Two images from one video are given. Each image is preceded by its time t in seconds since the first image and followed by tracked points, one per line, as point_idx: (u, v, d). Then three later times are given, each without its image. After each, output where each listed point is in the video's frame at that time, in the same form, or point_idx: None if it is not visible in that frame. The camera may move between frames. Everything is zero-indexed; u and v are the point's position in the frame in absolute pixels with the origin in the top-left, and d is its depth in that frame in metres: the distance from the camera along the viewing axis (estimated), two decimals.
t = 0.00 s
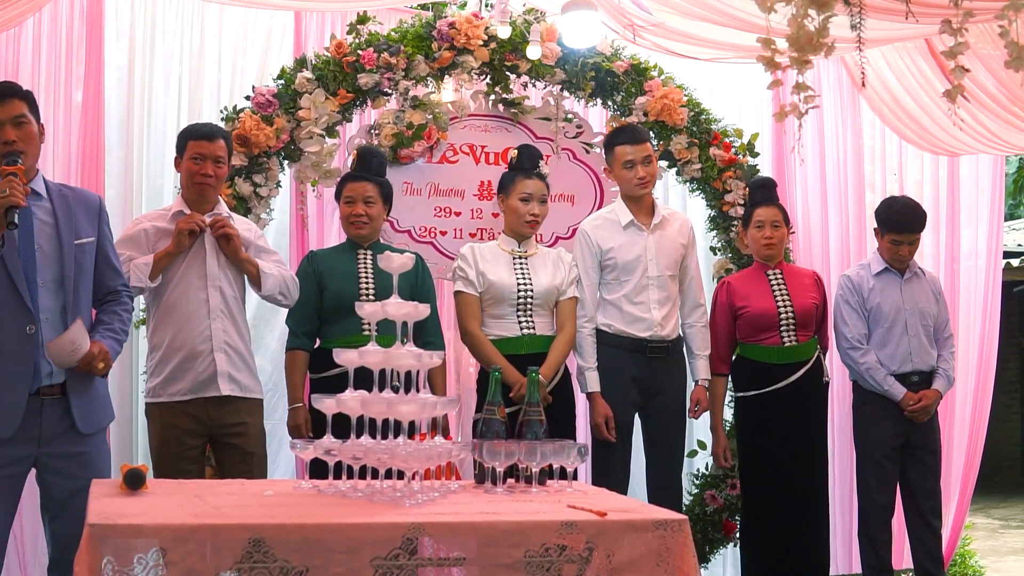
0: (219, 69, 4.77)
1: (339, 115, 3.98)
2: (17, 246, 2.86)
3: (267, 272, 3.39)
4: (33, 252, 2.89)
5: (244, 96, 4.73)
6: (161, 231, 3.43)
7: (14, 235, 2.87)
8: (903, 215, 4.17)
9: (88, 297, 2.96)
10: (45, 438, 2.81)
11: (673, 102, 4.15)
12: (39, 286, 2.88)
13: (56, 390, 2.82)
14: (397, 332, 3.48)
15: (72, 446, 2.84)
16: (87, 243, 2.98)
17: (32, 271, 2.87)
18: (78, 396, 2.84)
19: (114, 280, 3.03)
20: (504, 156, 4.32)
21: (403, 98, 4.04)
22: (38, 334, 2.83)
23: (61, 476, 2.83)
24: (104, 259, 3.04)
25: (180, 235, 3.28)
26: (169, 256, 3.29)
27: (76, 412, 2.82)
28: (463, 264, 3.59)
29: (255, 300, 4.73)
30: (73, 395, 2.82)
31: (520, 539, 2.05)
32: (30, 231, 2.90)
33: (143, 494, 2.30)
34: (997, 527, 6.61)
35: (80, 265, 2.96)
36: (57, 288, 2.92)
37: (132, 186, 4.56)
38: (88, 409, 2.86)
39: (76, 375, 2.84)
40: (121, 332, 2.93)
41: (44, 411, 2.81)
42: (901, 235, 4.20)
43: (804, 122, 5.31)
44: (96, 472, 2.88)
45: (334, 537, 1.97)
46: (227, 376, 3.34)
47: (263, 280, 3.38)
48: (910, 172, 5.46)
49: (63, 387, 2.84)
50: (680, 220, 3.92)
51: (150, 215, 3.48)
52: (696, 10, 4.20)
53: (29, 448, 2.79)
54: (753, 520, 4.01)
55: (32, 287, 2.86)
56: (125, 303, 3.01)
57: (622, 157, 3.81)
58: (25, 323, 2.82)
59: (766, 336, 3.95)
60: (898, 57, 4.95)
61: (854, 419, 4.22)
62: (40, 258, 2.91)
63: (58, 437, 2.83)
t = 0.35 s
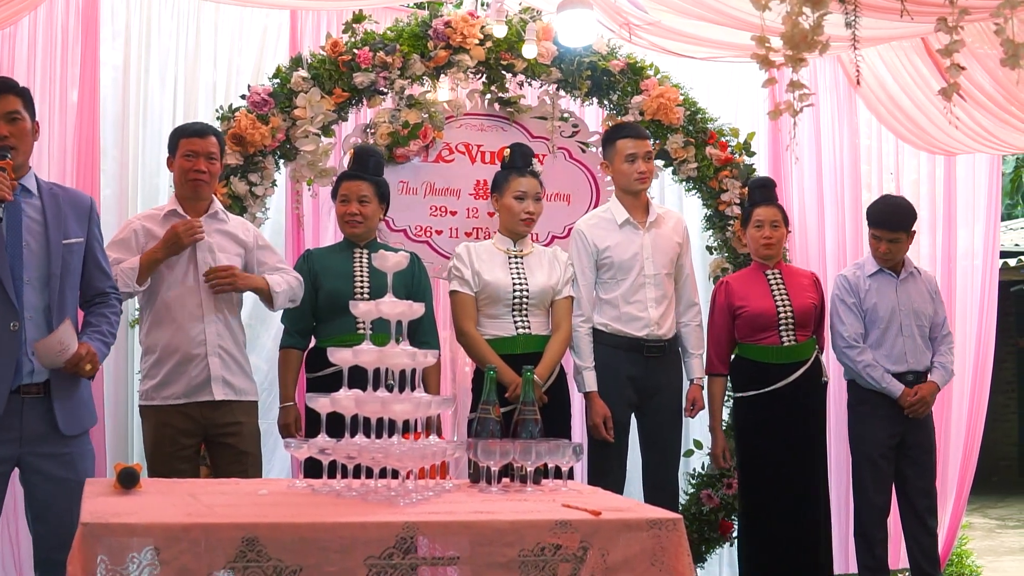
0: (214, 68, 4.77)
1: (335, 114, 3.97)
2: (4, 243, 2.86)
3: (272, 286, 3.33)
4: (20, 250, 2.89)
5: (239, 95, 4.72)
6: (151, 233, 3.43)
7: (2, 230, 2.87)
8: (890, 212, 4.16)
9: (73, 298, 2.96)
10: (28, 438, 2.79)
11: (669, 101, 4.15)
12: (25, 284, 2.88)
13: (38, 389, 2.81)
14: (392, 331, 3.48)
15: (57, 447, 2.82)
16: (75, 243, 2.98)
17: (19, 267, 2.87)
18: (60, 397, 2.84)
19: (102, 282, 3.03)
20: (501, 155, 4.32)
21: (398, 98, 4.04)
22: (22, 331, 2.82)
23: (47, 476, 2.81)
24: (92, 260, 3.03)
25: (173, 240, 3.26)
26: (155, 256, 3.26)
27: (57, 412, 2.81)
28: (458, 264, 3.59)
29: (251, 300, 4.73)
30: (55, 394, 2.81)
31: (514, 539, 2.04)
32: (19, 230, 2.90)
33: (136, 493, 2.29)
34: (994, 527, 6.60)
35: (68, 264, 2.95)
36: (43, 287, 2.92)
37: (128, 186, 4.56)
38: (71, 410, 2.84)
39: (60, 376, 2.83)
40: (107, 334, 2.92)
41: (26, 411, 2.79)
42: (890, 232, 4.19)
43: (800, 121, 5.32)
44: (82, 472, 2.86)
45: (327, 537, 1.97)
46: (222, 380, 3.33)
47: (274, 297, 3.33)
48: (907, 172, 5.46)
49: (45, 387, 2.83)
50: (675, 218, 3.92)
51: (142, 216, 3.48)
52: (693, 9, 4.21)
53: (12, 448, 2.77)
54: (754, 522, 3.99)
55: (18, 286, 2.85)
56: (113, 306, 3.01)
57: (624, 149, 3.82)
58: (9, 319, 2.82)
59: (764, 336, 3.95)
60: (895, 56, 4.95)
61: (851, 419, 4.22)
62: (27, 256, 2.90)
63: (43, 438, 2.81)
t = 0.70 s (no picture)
0: (212, 68, 4.77)
1: (332, 115, 3.97)
2: None
3: (266, 310, 3.36)
4: (10, 251, 2.89)
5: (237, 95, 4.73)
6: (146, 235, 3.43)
7: None
8: (882, 213, 4.16)
9: (62, 299, 2.96)
10: (13, 440, 2.78)
11: (667, 101, 4.15)
12: (14, 284, 2.88)
13: (25, 390, 2.81)
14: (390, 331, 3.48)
15: (44, 448, 2.82)
16: (65, 244, 2.98)
17: (8, 268, 2.87)
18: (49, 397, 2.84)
19: (91, 284, 3.03)
20: (498, 156, 4.32)
21: (396, 98, 4.04)
22: (12, 331, 2.82)
23: (44, 476, 2.82)
24: (81, 261, 3.03)
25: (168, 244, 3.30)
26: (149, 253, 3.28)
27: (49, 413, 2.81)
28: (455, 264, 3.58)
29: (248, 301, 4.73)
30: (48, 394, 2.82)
31: (511, 539, 2.05)
32: (8, 230, 2.90)
33: (134, 494, 2.30)
34: (991, 527, 6.62)
35: (56, 265, 2.96)
36: (32, 287, 2.92)
37: (126, 186, 4.56)
38: (59, 412, 2.84)
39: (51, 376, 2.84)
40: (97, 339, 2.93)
41: (11, 413, 2.79)
42: (880, 232, 4.20)
43: (797, 121, 5.32)
44: (69, 474, 2.85)
45: (324, 537, 1.97)
46: (217, 381, 3.33)
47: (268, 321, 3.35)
48: (905, 172, 5.46)
49: (33, 387, 2.82)
50: (672, 219, 3.93)
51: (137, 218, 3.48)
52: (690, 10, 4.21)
53: None
54: (752, 523, 3.98)
55: (7, 285, 2.86)
56: (100, 309, 3.01)
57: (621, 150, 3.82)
58: None
59: (761, 336, 3.95)
60: (891, 57, 4.95)
61: (848, 419, 4.22)
62: (16, 255, 2.91)
63: (33, 439, 2.81)
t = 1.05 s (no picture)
0: (212, 67, 4.77)
1: (332, 114, 3.97)
2: None
3: (267, 317, 3.36)
4: (3, 249, 2.87)
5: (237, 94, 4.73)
6: (152, 231, 3.41)
7: None
8: (889, 215, 4.15)
9: (51, 300, 2.96)
10: (3, 440, 2.78)
11: (667, 100, 4.15)
12: (6, 283, 2.87)
13: (13, 389, 2.81)
14: (392, 330, 3.48)
15: (38, 448, 2.81)
16: (57, 245, 2.98)
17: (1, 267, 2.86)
18: (37, 396, 2.84)
19: (80, 288, 3.04)
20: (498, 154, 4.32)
21: (396, 97, 4.04)
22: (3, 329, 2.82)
23: (42, 475, 2.81)
24: (71, 263, 3.03)
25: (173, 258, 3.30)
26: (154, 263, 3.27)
27: (38, 412, 2.81)
28: (455, 264, 3.58)
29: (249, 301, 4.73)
30: (35, 393, 2.82)
31: (513, 537, 2.05)
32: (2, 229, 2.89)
33: (135, 492, 2.29)
34: (991, 527, 6.62)
35: (48, 267, 2.95)
36: (23, 286, 2.91)
37: (126, 185, 4.56)
38: (48, 411, 2.84)
39: (40, 373, 2.85)
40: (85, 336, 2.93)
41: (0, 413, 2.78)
42: (888, 235, 4.20)
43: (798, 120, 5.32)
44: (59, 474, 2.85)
45: (326, 535, 1.97)
46: (217, 380, 3.32)
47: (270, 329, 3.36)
48: (905, 172, 5.46)
49: (20, 387, 2.83)
50: (673, 218, 3.93)
51: (140, 212, 3.45)
52: (690, 8, 4.21)
53: None
54: (750, 521, 3.98)
55: None
56: (89, 312, 3.02)
57: (622, 148, 3.82)
58: None
59: (760, 334, 3.95)
60: (892, 56, 4.97)
61: (848, 418, 4.22)
62: (9, 254, 2.89)
63: (25, 439, 2.80)
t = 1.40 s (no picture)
0: (211, 66, 4.76)
1: (332, 113, 3.97)
2: None
3: (260, 322, 3.33)
4: None
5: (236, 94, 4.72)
6: (150, 236, 3.37)
7: None
8: (926, 215, 4.14)
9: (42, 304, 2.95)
10: None
11: (667, 100, 4.15)
12: None
13: (3, 391, 2.80)
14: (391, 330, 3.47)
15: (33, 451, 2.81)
16: (50, 249, 2.97)
17: None
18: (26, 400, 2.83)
19: (71, 292, 3.04)
20: (498, 154, 4.32)
21: (396, 97, 4.04)
22: None
23: (36, 476, 2.81)
24: (62, 268, 3.03)
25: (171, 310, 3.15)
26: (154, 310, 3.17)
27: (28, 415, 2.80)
28: (451, 266, 3.58)
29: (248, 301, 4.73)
30: (24, 395, 2.82)
31: (513, 537, 2.04)
32: None
33: (134, 492, 2.29)
34: (991, 527, 6.62)
35: (42, 270, 2.95)
36: (15, 289, 2.91)
37: (125, 185, 4.55)
38: (37, 415, 2.84)
39: (30, 377, 2.84)
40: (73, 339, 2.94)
41: None
42: (926, 238, 4.18)
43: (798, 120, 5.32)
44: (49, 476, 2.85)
45: (326, 535, 1.97)
46: (217, 380, 3.32)
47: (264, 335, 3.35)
48: (904, 171, 5.47)
49: (11, 388, 2.82)
50: (672, 218, 3.92)
51: (137, 217, 3.41)
52: (690, 8, 4.21)
53: None
54: (748, 520, 3.98)
55: None
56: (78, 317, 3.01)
57: (622, 148, 3.81)
58: None
59: (759, 333, 3.95)
60: (892, 56, 4.97)
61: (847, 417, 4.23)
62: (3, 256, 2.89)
63: (19, 441, 2.80)
